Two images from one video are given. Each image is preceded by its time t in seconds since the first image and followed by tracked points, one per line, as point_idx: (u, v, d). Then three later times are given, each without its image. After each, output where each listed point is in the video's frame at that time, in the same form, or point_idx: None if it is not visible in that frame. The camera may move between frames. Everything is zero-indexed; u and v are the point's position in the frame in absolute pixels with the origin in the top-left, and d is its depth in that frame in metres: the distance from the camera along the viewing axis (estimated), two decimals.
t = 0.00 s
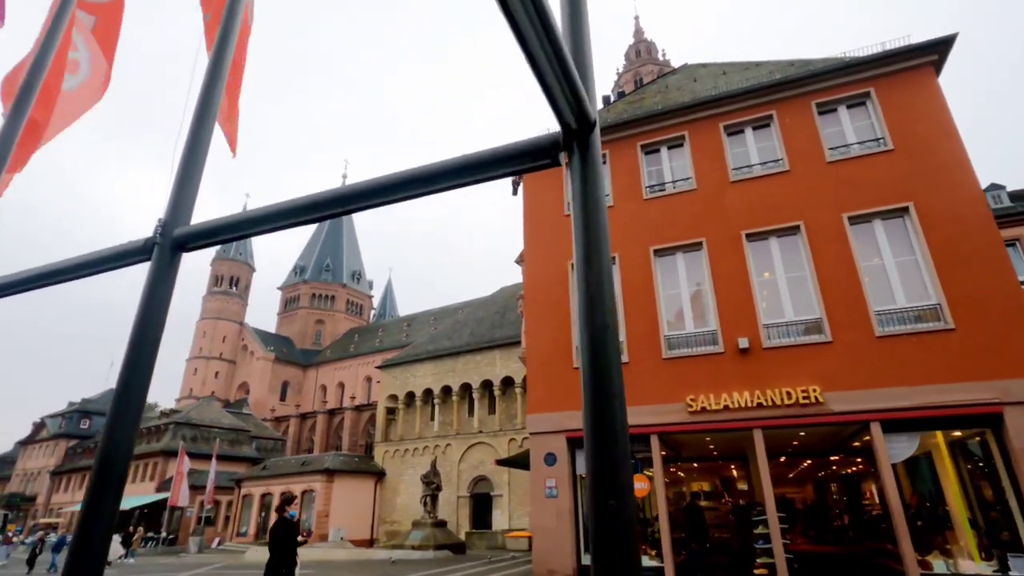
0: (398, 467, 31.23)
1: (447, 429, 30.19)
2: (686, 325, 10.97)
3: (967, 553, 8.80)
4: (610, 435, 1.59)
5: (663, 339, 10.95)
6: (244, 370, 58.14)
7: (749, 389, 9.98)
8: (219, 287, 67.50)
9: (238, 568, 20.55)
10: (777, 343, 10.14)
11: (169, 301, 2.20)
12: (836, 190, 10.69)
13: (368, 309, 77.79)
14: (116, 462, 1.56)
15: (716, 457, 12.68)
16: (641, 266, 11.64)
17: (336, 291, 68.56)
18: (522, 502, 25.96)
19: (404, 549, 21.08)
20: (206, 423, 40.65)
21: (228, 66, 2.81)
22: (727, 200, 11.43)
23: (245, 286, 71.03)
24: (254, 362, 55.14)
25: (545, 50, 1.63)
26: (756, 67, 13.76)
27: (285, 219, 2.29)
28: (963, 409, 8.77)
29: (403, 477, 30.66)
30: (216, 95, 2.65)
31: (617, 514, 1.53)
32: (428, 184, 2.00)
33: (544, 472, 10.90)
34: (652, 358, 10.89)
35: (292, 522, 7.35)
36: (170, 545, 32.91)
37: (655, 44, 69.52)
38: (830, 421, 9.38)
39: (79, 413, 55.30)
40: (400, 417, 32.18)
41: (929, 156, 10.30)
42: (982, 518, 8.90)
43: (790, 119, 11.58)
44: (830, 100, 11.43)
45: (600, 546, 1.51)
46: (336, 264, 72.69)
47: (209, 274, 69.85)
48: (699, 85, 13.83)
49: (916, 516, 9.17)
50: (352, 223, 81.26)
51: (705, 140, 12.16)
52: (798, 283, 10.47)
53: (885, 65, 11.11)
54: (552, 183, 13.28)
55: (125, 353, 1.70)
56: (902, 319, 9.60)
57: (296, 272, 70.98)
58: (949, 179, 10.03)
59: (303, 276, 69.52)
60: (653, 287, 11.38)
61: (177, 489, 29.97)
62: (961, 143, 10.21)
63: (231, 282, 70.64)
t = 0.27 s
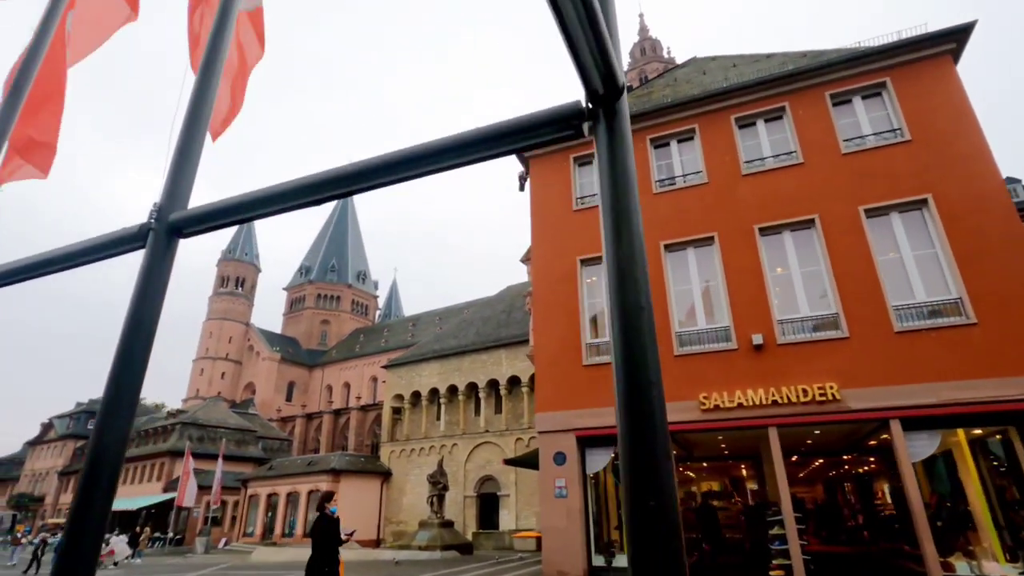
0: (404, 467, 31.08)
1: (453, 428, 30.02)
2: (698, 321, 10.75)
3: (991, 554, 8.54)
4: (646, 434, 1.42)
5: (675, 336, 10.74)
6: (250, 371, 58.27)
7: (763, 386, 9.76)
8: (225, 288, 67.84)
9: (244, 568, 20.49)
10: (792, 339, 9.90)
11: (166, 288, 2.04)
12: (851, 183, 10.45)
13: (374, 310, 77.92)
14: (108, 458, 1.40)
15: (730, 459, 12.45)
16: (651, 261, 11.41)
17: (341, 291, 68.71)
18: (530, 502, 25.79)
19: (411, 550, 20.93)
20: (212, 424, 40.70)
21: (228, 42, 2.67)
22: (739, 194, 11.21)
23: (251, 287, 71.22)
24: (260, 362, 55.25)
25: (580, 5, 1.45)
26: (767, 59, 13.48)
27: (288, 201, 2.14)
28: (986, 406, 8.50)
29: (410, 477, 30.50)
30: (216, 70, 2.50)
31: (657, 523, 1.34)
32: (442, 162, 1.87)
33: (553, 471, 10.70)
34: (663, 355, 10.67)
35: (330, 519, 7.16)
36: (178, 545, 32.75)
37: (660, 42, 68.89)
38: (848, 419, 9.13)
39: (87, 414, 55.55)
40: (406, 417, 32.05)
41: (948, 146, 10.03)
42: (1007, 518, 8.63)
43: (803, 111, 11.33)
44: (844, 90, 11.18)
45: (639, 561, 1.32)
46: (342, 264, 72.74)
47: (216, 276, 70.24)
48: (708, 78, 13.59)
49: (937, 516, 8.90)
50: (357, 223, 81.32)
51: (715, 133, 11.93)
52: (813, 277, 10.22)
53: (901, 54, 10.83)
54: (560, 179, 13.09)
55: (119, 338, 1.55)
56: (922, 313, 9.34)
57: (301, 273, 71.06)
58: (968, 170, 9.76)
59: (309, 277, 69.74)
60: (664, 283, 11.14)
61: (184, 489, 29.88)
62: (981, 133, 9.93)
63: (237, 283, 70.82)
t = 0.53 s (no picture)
0: (410, 466, 30.92)
1: (459, 428, 29.82)
2: (710, 316, 10.49)
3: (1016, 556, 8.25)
4: (686, 423, 1.37)
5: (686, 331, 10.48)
6: (256, 371, 58.29)
7: (777, 382, 9.52)
8: (231, 289, 68.00)
9: (250, 568, 20.34)
10: (807, 334, 9.64)
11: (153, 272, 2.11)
12: (865, 174, 10.19)
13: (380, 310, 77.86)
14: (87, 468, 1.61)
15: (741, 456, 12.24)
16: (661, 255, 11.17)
17: (347, 292, 68.68)
18: (537, 502, 25.58)
19: (418, 549, 20.76)
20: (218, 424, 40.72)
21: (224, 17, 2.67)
22: (751, 186, 10.97)
23: (257, 287, 71.33)
24: (266, 363, 55.27)
25: None
26: (778, 49, 13.22)
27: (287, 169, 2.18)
28: (1011, 401, 8.20)
29: (416, 477, 30.33)
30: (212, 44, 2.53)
31: (703, 514, 1.29)
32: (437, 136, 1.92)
33: (562, 470, 10.48)
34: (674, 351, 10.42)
35: (371, 519, 6.69)
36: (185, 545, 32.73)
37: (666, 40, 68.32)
38: (866, 415, 8.87)
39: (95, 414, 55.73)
40: (412, 416, 31.88)
41: (967, 135, 9.76)
42: None
43: (816, 100, 11.07)
44: (859, 79, 10.91)
45: (683, 554, 1.27)
46: (347, 264, 72.70)
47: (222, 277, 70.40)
48: (718, 69, 13.35)
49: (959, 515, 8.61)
50: (363, 223, 81.24)
51: (726, 124, 11.68)
52: (828, 270, 9.96)
53: (917, 41, 10.56)
54: (567, 172, 12.87)
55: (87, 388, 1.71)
56: (942, 307, 9.08)
57: (307, 273, 71.07)
58: (988, 159, 9.48)
59: (314, 278, 69.79)
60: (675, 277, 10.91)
61: (189, 489, 29.77)
62: (1001, 121, 9.65)
63: (243, 283, 70.93)
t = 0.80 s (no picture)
0: (416, 467, 30.75)
1: (465, 428, 29.61)
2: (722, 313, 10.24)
3: None
4: (739, 417, 1.22)
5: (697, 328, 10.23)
6: (262, 371, 58.32)
7: (791, 380, 9.27)
8: (237, 290, 68.15)
9: (254, 569, 20.20)
10: (822, 330, 9.37)
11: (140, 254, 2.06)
12: (882, 166, 9.92)
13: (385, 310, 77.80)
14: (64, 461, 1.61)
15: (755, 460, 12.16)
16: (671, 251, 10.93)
17: (352, 292, 68.66)
18: (544, 502, 25.33)
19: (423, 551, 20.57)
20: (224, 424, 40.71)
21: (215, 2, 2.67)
22: (763, 180, 10.71)
23: (262, 288, 71.40)
24: (272, 363, 55.28)
25: None
26: (789, 41, 12.93)
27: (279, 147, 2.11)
28: None
29: (422, 478, 30.13)
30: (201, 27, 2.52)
31: (765, 526, 1.12)
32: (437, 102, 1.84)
33: (570, 471, 10.25)
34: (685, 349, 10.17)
35: (412, 519, 6.39)
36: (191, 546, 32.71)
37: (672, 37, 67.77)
38: (884, 414, 8.60)
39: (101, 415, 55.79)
40: (417, 416, 31.72)
41: (987, 126, 9.47)
42: None
43: (830, 92, 10.81)
44: (874, 69, 10.63)
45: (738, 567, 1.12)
46: (352, 265, 72.63)
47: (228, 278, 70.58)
48: (728, 62, 13.07)
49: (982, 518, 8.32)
50: (367, 224, 81.06)
51: (736, 117, 11.43)
52: (844, 265, 9.69)
53: (935, 30, 10.26)
54: (574, 167, 12.65)
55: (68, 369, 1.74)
56: (962, 303, 8.80)
57: (312, 274, 71.07)
58: (1009, 150, 9.19)
59: (320, 278, 69.82)
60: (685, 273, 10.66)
61: (194, 489, 29.70)
62: None
63: (248, 284, 71.01)
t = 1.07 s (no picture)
0: (421, 466, 30.63)
1: (470, 428, 29.46)
2: (734, 308, 10.03)
3: None
4: (811, 386, 1.04)
5: (708, 325, 10.04)
6: (267, 372, 58.39)
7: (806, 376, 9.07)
8: (242, 290, 68.28)
9: (260, 569, 20.09)
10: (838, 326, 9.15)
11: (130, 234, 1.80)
12: (898, 157, 9.70)
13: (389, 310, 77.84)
14: (49, 459, 1.36)
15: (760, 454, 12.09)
16: (681, 245, 10.73)
17: (356, 292, 68.70)
18: (550, 502, 25.16)
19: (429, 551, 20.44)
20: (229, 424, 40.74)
21: None
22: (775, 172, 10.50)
23: (267, 288, 71.52)
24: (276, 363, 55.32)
25: None
26: (800, 32, 12.69)
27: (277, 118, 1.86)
28: None
29: (427, 477, 30.00)
30: None
31: (839, 515, 0.96)
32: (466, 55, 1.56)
33: (579, 469, 10.07)
34: (696, 345, 9.98)
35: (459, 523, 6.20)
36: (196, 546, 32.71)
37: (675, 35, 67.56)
38: (903, 411, 8.38)
39: (108, 415, 55.96)
40: (422, 416, 31.60)
41: (1006, 116, 9.24)
42: None
43: (843, 82, 10.58)
44: (889, 59, 10.40)
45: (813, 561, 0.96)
46: (356, 265, 72.67)
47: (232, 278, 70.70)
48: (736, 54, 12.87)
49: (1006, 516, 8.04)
50: (372, 223, 81.09)
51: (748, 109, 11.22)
52: (860, 259, 9.47)
53: (951, 18, 10.03)
54: (581, 162, 12.47)
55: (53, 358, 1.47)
56: (982, 296, 8.58)
57: (317, 274, 71.13)
58: None
59: (324, 278, 69.91)
60: (696, 268, 10.47)
61: (200, 489, 29.65)
62: None
63: (253, 284, 71.16)
